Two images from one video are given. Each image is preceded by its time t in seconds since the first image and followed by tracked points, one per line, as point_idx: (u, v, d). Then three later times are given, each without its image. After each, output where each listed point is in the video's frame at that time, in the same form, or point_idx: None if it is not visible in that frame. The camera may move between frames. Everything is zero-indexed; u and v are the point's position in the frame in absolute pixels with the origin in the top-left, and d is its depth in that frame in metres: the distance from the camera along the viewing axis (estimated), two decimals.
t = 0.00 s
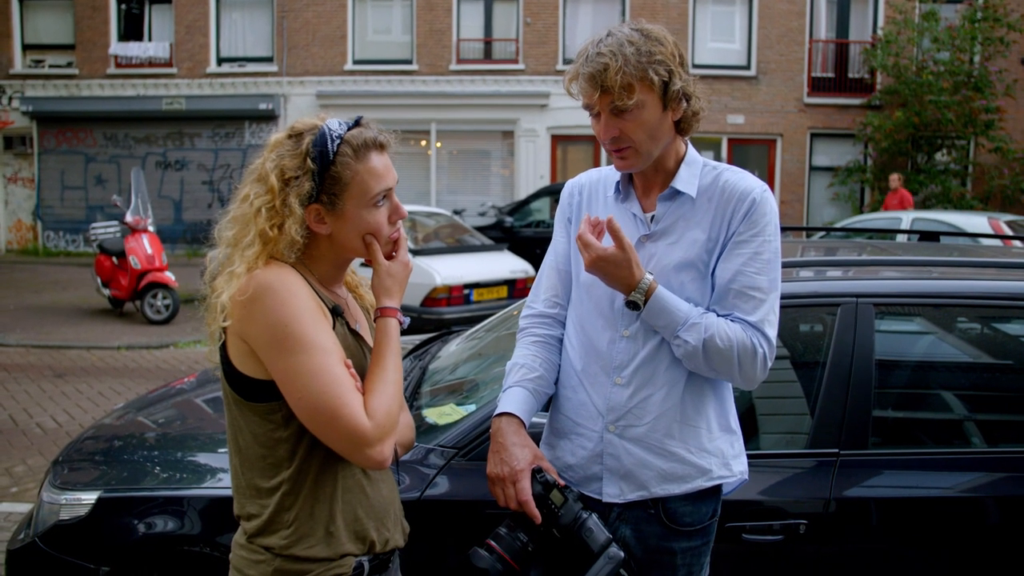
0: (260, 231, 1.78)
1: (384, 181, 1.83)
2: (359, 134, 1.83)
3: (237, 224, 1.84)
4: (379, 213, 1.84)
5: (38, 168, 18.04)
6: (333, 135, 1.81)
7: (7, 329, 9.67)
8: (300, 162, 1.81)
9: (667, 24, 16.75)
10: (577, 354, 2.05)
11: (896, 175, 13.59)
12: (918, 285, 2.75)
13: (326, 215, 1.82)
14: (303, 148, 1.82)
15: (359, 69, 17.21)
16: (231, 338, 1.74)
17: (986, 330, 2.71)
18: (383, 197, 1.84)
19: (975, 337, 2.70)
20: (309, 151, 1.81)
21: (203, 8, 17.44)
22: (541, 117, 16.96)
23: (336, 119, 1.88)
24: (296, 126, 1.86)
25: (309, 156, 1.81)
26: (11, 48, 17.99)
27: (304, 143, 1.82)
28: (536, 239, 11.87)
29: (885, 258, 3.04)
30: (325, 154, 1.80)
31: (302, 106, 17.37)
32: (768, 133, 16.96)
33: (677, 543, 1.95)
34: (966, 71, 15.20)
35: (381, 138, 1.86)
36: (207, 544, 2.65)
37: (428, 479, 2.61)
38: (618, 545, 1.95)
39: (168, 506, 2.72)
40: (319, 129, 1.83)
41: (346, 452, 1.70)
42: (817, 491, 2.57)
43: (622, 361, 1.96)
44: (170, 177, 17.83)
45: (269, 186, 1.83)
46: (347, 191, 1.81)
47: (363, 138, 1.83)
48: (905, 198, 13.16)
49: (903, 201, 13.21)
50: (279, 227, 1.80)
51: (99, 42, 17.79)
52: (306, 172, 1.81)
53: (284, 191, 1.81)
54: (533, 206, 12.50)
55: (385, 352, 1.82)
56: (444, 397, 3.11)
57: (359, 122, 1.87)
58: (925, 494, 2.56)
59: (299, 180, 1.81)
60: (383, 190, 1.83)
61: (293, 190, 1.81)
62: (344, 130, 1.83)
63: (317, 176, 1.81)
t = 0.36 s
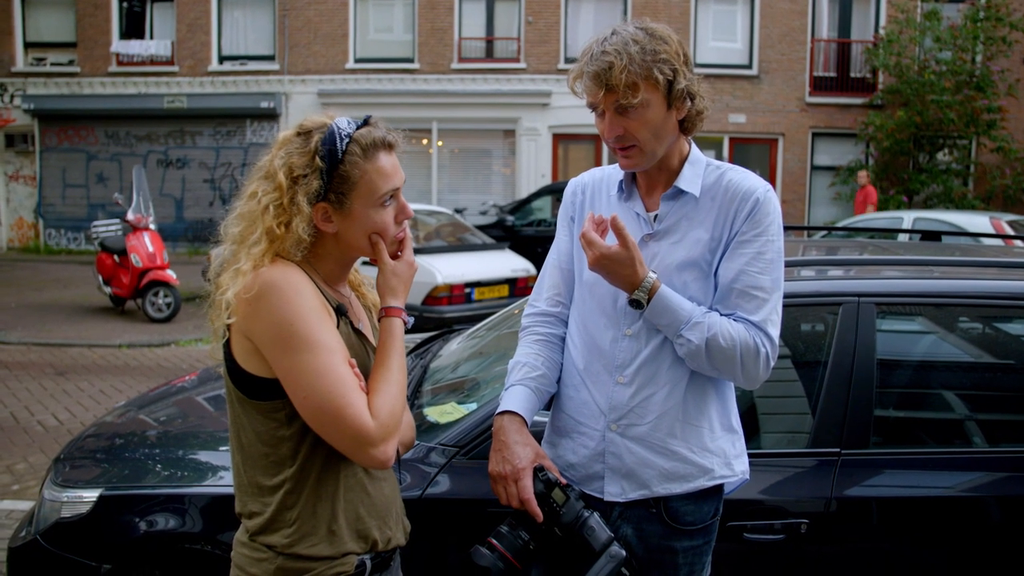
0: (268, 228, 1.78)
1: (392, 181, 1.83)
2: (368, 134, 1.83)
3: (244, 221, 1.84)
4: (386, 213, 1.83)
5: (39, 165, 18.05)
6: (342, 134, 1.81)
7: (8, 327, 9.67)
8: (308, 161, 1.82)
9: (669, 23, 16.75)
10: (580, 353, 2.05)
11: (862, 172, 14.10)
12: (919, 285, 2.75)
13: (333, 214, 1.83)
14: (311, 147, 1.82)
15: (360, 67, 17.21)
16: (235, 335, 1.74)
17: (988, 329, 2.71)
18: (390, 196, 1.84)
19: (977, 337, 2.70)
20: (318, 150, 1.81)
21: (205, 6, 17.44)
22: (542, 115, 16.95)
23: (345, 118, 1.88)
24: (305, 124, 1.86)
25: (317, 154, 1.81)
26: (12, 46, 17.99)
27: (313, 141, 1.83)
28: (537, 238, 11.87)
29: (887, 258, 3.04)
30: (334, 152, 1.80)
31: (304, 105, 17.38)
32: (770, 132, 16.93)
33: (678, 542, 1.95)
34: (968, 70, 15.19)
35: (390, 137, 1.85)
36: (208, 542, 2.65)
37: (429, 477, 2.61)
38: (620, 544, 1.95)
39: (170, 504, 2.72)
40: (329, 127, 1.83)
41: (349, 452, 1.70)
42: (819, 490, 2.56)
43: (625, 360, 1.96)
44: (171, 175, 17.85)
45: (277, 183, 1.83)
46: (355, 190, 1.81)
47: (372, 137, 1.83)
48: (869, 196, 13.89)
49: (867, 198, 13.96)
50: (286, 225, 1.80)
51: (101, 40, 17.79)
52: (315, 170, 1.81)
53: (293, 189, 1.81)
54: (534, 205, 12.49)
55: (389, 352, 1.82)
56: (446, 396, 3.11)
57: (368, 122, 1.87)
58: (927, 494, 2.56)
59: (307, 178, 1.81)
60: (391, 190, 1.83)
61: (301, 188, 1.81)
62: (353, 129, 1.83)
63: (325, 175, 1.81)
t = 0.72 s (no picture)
0: (268, 227, 1.78)
1: (393, 180, 1.83)
2: (369, 132, 1.83)
3: (244, 220, 1.84)
4: (387, 212, 1.84)
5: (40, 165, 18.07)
6: (342, 133, 1.81)
7: (10, 327, 9.68)
8: (308, 160, 1.81)
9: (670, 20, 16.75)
10: (583, 351, 2.05)
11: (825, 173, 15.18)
12: (920, 282, 2.75)
13: (333, 212, 1.82)
14: (311, 146, 1.82)
15: (361, 66, 17.21)
16: (234, 333, 1.74)
17: (989, 326, 2.71)
18: (391, 195, 1.84)
19: (978, 334, 2.70)
20: (318, 148, 1.81)
21: (205, 5, 17.43)
22: (543, 113, 16.95)
23: (345, 116, 1.88)
24: (305, 123, 1.86)
25: (317, 153, 1.81)
26: (13, 45, 18.00)
27: (313, 140, 1.82)
28: (538, 236, 11.84)
29: (888, 254, 3.04)
30: (335, 151, 1.80)
31: (304, 103, 17.38)
32: (771, 130, 16.92)
33: (681, 540, 1.95)
34: (968, 67, 15.18)
35: (390, 136, 1.85)
36: (210, 541, 2.66)
37: (431, 476, 2.61)
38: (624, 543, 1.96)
39: (172, 503, 2.72)
40: (329, 126, 1.83)
41: (350, 452, 1.70)
42: (821, 487, 2.56)
43: (628, 358, 1.95)
44: (172, 174, 17.85)
45: (277, 182, 1.83)
46: (355, 189, 1.80)
47: (372, 136, 1.83)
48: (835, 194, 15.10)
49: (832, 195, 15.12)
50: (286, 223, 1.80)
51: (101, 40, 17.78)
52: (315, 169, 1.81)
53: (292, 188, 1.81)
54: (535, 203, 12.50)
55: (389, 351, 1.82)
56: (447, 394, 3.11)
57: (369, 120, 1.87)
58: (929, 491, 2.56)
59: (307, 177, 1.81)
60: (391, 189, 1.83)
61: (301, 186, 1.81)
62: (354, 128, 1.83)
63: (325, 174, 1.81)
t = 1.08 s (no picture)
0: (264, 228, 1.78)
1: (390, 178, 1.82)
2: (365, 131, 1.83)
3: (241, 220, 1.84)
4: (384, 210, 1.83)
5: (38, 165, 18.04)
6: (338, 132, 1.81)
7: (7, 327, 9.67)
8: (305, 159, 1.81)
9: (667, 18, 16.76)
10: (584, 348, 2.05)
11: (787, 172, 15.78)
12: (919, 280, 2.74)
13: (330, 212, 1.82)
14: (308, 145, 1.81)
15: (358, 64, 17.19)
16: (230, 327, 1.74)
17: (987, 323, 2.71)
18: (388, 194, 1.83)
19: (976, 331, 2.70)
20: (314, 148, 1.81)
21: (201, 4, 17.41)
22: (541, 112, 16.94)
23: (342, 116, 1.88)
24: (301, 122, 1.86)
25: (314, 152, 1.81)
26: (10, 45, 17.96)
27: (309, 139, 1.82)
28: (536, 235, 11.74)
29: (886, 252, 3.04)
30: (331, 150, 1.80)
31: (301, 102, 17.36)
32: (769, 128, 16.94)
33: (683, 540, 1.96)
34: (966, 64, 15.17)
35: (387, 134, 1.85)
36: (209, 541, 2.65)
37: (429, 475, 2.62)
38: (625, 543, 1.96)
39: (171, 503, 2.72)
40: (325, 125, 1.83)
41: (348, 452, 1.70)
42: (819, 485, 2.56)
43: (630, 356, 1.95)
44: (170, 174, 17.84)
45: (273, 182, 1.82)
46: (351, 188, 1.80)
47: (369, 134, 1.82)
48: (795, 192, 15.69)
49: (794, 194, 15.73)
50: (283, 224, 1.80)
51: (98, 39, 17.74)
52: (311, 168, 1.81)
53: (289, 188, 1.81)
54: (533, 202, 12.51)
55: (387, 351, 1.82)
56: (446, 392, 3.11)
57: (365, 119, 1.86)
58: (927, 488, 2.56)
59: (303, 176, 1.81)
60: (388, 188, 1.82)
61: (298, 186, 1.80)
62: (350, 126, 1.83)
63: (321, 173, 1.81)
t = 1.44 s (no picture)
0: (274, 229, 1.78)
1: (398, 183, 1.83)
2: (375, 135, 1.83)
3: (250, 222, 1.84)
4: (392, 215, 1.84)
5: (42, 166, 18.07)
6: (348, 135, 1.81)
7: (11, 328, 9.68)
8: (315, 162, 1.81)
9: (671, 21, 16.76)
10: (589, 353, 2.04)
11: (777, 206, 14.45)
12: (923, 285, 2.74)
13: (339, 215, 1.82)
14: (318, 148, 1.81)
15: (362, 67, 17.21)
16: (237, 329, 1.73)
17: (991, 328, 2.70)
18: (396, 198, 1.84)
19: (980, 336, 2.70)
20: (324, 151, 1.81)
21: (206, 7, 17.45)
22: (544, 115, 16.96)
23: (352, 119, 1.88)
24: (312, 124, 1.86)
25: (324, 155, 1.81)
26: (15, 47, 18.01)
27: (320, 142, 1.82)
28: (539, 238, 11.79)
29: (890, 257, 3.04)
30: (341, 154, 1.80)
31: (305, 105, 17.39)
32: (772, 131, 16.94)
33: (688, 546, 1.95)
34: (970, 68, 15.15)
35: (397, 139, 1.85)
36: (211, 543, 2.65)
37: (432, 478, 2.61)
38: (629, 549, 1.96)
39: (173, 505, 2.71)
40: (336, 128, 1.83)
41: (354, 455, 1.70)
42: (823, 490, 2.56)
43: (637, 360, 1.95)
44: (174, 176, 17.87)
45: (284, 184, 1.82)
46: (361, 191, 1.80)
47: (378, 139, 1.83)
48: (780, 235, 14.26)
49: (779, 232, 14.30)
50: (292, 226, 1.80)
51: (103, 41, 17.78)
52: (322, 171, 1.81)
53: (299, 190, 1.81)
54: (536, 205, 12.53)
55: (394, 355, 1.82)
56: (449, 396, 3.11)
57: (375, 123, 1.87)
58: (931, 493, 2.55)
59: (314, 179, 1.81)
60: (397, 193, 1.83)
61: (308, 189, 1.80)
62: (360, 130, 1.83)
63: (331, 176, 1.81)
